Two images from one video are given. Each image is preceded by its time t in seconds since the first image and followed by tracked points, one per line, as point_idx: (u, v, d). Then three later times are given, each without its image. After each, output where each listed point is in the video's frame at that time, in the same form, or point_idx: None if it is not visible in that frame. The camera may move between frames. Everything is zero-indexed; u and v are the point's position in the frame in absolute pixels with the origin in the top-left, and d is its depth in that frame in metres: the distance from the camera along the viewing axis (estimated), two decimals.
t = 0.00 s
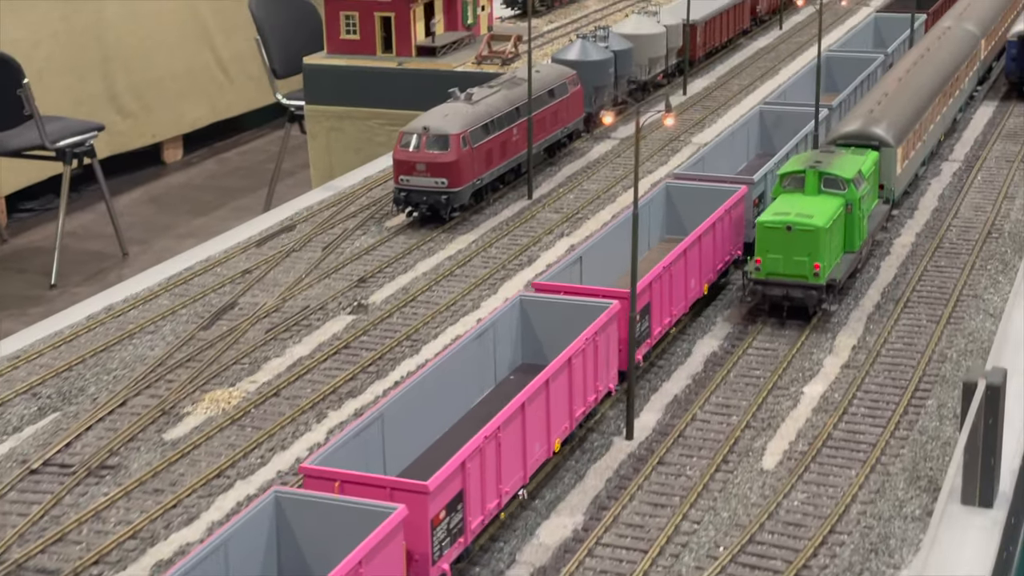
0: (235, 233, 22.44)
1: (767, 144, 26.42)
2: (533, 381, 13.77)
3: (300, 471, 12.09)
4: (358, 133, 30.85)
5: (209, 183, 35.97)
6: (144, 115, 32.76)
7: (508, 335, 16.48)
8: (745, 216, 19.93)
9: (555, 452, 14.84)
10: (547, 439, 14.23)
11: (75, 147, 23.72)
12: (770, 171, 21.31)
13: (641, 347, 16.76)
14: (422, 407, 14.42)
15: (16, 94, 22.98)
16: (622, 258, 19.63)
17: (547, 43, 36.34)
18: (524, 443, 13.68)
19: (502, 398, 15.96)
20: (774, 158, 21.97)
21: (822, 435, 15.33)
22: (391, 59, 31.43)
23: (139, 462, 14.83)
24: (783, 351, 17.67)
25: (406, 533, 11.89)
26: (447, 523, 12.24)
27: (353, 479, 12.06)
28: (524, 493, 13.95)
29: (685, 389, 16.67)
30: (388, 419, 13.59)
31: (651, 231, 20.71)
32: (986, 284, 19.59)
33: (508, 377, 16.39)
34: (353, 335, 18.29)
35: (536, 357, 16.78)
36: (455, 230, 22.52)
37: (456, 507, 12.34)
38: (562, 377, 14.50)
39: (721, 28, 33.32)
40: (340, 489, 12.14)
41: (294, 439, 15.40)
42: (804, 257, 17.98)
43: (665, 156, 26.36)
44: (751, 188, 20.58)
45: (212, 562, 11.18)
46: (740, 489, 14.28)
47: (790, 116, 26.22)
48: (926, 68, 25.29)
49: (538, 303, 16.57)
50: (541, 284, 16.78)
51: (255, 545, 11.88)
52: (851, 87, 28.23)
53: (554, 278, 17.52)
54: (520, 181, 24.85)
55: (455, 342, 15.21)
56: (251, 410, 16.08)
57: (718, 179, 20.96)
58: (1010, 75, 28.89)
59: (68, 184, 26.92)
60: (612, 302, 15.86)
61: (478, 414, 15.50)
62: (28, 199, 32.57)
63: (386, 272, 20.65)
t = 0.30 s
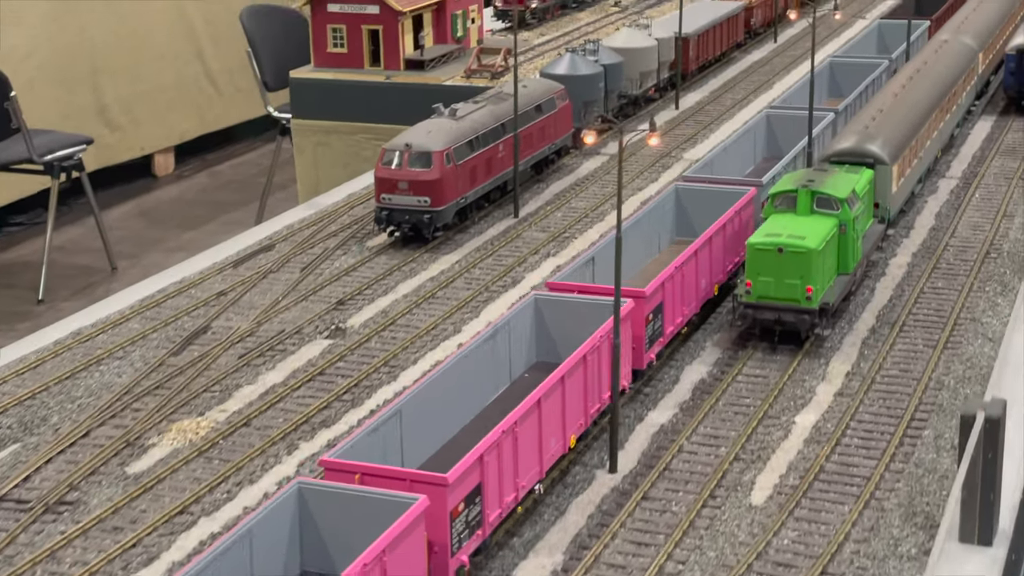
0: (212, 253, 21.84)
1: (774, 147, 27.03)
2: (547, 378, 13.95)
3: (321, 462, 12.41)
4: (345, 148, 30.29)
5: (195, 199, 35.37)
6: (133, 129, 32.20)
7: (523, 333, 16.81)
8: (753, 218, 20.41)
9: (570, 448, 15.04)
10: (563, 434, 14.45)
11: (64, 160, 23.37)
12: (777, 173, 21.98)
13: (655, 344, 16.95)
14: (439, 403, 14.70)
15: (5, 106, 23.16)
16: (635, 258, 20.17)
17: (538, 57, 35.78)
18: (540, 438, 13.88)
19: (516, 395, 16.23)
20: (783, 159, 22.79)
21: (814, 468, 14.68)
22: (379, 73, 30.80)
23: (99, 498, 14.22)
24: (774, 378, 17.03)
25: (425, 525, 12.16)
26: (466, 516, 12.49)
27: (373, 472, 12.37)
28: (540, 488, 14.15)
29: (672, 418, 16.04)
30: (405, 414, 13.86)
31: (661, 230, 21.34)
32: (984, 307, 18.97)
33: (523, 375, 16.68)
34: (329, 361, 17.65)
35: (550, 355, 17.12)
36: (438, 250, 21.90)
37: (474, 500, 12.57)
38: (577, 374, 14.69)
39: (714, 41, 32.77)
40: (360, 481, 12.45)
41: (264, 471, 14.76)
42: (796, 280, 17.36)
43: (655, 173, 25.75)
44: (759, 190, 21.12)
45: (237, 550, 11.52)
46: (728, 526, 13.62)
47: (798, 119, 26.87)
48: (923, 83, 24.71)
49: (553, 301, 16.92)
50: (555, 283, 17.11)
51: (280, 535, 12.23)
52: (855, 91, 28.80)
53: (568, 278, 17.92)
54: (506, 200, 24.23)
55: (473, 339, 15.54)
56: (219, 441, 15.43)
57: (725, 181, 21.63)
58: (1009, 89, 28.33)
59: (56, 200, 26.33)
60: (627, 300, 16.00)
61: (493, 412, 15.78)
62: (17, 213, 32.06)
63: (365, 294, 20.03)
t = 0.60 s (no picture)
0: (188, 288, 21.17)
1: (781, 163, 27.11)
2: (565, 398, 14.02)
3: (344, 483, 12.25)
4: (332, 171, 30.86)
5: (179, 222, 34.69)
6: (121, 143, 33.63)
7: (538, 351, 16.87)
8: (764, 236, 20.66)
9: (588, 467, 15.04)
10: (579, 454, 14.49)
11: (49, 178, 24.41)
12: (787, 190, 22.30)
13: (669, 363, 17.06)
14: (458, 422, 14.75)
15: None
16: (648, 275, 20.41)
17: (528, 78, 35.13)
18: (559, 458, 13.96)
19: (534, 414, 16.26)
20: (789, 181, 23.49)
21: (808, 526, 13.98)
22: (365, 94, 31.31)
23: (57, 560, 13.56)
24: (767, 426, 16.34)
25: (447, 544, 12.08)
26: (487, 535, 12.46)
27: (395, 492, 12.25)
28: (558, 507, 14.16)
29: (661, 470, 15.38)
30: (426, 435, 13.89)
31: (673, 247, 21.53)
32: (985, 346, 18.30)
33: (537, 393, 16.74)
34: (304, 407, 16.94)
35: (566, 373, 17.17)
36: (421, 284, 21.24)
37: (496, 520, 12.56)
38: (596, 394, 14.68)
39: (708, 62, 32.13)
40: (382, 501, 12.31)
41: (231, 529, 14.05)
42: (790, 322, 16.71)
43: (647, 202, 25.06)
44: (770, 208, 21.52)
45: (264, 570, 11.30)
46: None
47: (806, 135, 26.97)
48: (920, 109, 24.08)
49: (569, 320, 17.00)
50: (570, 302, 17.18)
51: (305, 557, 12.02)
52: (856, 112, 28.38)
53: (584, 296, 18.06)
54: (492, 231, 23.54)
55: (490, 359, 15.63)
56: (186, 496, 14.72)
57: (736, 199, 21.84)
58: (1007, 113, 27.69)
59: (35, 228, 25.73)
60: (641, 319, 16.07)
61: (511, 430, 15.80)
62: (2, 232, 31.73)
63: (344, 333, 19.35)
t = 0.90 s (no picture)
0: (153, 327, 20.55)
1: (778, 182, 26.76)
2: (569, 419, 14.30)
3: (353, 507, 12.62)
4: (313, 198, 31.71)
5: (157, 249, 34.11)
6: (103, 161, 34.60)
7: (542, 372, 16.99)
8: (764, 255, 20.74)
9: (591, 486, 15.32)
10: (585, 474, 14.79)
11: (30, 200, 25.10)
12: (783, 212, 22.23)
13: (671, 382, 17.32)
14: (464, 441, 14.93)
15: None
16: (648, 294, 20.21)
17: (512, 101, 34.54)
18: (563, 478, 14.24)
19: (539, 432, 16.43)
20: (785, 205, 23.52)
21: None
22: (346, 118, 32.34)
23: None
24: (745, 478, 15.73)
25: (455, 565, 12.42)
26: (492, 556, 12.79)
27: (402, 515, 12.61)
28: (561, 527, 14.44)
29: (634, 528, 14.78)
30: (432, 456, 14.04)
31: (671, 267, 21.30)
32: (972, 391, 17.70)
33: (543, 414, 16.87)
34: (266, 457, 16.31)
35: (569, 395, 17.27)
36: (393, 322, 20.65)
37: (501, 541, 12.89)
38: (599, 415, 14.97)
39: (693, 87, 31.55)
40: (390, 523, 12.66)
41: None
42: (769, 370, 16.13)
43: (629, 234, 24.44)
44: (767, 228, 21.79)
45: None
46: None
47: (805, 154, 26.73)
48: (907, 139, 23.51)
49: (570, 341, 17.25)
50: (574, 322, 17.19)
51: None
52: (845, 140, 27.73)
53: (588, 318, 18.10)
54: (468, 265, 22.96)
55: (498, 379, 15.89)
56: (136, 557, 14.12)
57: (736, 219, 21.65)
58: (995, 141, 27.03)
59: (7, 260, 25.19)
60: (644, 340, 16.35)
61: (515, 450, 15.99)
62: None
63: (312, 376, 18.73)
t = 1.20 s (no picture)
0: (125, 357, 20.15)
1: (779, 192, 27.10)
2: (581, 422, 14.70)
3: (374, 506, 13.05)
4: (297, 219, 31.29)
5: (140, 267, 33.75)
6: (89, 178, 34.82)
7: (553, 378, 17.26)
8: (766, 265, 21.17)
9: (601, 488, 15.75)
10: (595, 476, 15.17)
11: (14, 217, 24.75)
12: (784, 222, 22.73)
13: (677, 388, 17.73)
14: (478, 444, 15.32)
15: None
16: (651, 301, 20.69)
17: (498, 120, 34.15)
18: (575, 480, 14.61)
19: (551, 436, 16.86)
20: (786, 214, 23.85)
21: None
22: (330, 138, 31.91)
23: None
24: (728, 515, 15.34)
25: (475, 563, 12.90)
26: (509, 555, 13.26)
27: (422, 514, 13.04)
28: (575, 527, 14.84)
29: (614, 569, 14.39)
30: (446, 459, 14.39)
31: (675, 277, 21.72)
32: (961, 424, 17.31)
33: (554, 418, 17.20)
34: (236, 495, 15.90)
35: (580, 399, 17.55)
36: (371, 351, 20.26)
37: (516, 539, 13.37)
38: (609, 418, 15.39)
39: (681, 106, 31.18)
40: (410, 522, 13.09)
41: None
42: (752, 405, 15.75)
43: (613, 258, 24.05)
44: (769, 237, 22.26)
45: None
46: None
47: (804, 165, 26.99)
48: (895, 162, 23.15)
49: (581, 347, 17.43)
50: (583, 329, 17.50)
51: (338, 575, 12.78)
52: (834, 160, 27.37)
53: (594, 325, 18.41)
54: (449, 291, 22.59)
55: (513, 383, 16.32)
56: None
57: (738, 228, 22.18)
58: (985, 162, 26.69)
59: None
60: (651, 345, 16.80)
61: (526, 454, 16.32)
62: None
63: (286, 409, 18.31)
